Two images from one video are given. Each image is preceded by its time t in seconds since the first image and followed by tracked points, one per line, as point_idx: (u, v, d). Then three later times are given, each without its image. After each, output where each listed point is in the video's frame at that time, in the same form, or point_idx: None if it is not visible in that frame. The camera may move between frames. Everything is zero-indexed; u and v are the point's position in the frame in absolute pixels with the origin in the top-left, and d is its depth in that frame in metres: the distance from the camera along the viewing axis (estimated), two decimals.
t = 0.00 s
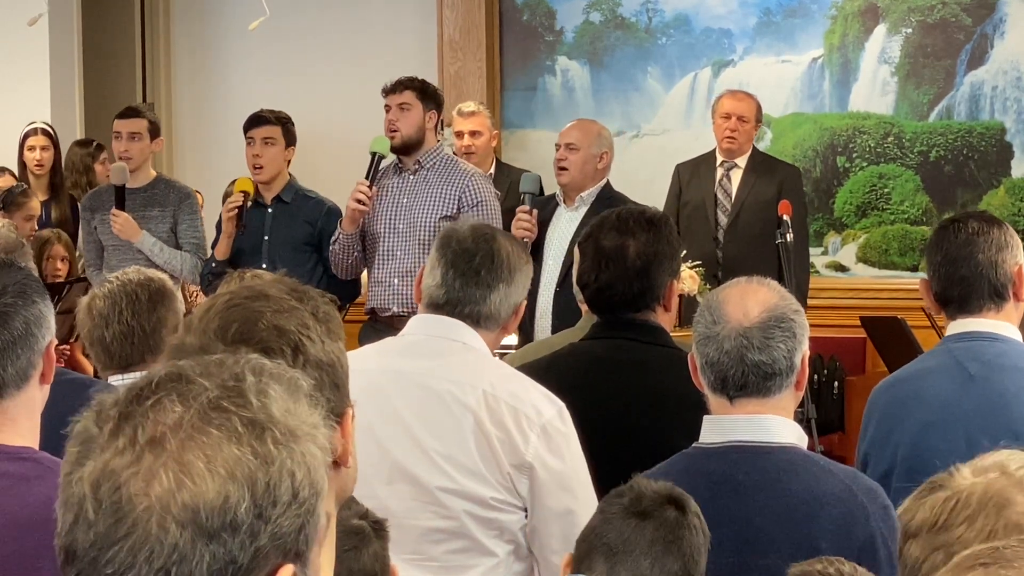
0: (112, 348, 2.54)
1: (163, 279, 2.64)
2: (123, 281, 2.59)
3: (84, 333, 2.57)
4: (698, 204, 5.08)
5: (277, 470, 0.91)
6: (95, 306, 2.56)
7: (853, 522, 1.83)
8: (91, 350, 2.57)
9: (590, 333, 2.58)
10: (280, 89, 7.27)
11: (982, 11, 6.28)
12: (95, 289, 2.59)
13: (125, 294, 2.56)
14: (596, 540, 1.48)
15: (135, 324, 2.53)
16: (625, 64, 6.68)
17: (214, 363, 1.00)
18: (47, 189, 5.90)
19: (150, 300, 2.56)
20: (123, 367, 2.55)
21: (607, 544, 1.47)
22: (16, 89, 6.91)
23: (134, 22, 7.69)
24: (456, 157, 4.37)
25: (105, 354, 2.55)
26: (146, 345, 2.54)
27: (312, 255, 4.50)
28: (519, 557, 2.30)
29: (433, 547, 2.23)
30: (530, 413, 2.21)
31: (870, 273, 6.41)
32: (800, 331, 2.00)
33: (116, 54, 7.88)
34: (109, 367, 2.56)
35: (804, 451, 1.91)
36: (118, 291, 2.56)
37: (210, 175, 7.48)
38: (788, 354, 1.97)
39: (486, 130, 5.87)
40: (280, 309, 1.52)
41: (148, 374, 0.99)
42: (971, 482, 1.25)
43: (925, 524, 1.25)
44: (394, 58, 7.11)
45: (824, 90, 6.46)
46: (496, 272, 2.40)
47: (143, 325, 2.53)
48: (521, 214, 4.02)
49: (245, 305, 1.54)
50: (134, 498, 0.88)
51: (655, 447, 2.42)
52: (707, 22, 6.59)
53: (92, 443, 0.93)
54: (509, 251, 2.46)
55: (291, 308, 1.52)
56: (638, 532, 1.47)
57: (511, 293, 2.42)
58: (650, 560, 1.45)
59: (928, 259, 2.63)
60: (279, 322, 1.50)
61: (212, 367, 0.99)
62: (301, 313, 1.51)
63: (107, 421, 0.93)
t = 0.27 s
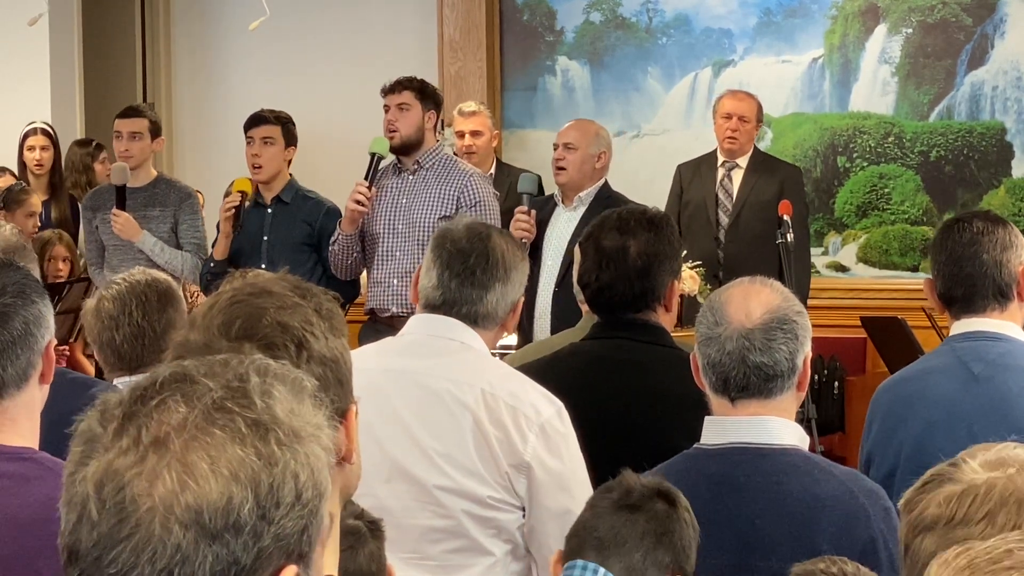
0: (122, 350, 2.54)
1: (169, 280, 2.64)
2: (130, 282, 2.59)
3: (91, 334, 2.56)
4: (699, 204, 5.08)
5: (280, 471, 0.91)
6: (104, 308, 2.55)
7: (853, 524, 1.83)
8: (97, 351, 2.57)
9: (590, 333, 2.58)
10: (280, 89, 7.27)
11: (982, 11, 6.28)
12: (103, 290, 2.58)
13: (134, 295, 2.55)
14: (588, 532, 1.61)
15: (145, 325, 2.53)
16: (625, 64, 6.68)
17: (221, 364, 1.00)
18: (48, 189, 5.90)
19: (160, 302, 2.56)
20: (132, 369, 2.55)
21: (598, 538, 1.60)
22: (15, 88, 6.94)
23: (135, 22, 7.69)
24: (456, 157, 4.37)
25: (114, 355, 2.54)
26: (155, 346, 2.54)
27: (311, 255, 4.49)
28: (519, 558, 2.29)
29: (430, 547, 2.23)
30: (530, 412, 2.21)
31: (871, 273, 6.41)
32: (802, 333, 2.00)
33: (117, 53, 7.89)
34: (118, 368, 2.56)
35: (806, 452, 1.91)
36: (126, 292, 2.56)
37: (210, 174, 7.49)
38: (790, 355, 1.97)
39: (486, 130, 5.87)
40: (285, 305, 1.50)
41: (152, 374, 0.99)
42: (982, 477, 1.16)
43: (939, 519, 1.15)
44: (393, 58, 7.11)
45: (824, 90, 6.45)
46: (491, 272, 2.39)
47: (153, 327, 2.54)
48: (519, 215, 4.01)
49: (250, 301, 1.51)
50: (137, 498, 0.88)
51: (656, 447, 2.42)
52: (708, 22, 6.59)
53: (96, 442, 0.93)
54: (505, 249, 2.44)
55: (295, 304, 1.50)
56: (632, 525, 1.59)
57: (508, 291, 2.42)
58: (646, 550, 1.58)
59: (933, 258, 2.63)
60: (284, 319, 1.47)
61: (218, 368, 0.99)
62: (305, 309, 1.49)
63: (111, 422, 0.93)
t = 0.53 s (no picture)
0: (130, 353, 2.54)
1: (174, 283, 2.65)
2: (137, 285, 2.58)
3: (98, 338, 2.55)
4: (699, 204, 5.08)
5: (279, 472, 0.91)
6: (110, 312, 2.54)
7: (854, 525, 1.83)
8: (104, 354, 2.56)
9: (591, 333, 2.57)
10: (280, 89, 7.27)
11: (982, 11, 6.28)
12: (108, 294, 2.57)
13: (142, 298, 2.55)
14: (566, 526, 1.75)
15: (154, 328, 2.54)
16: (625, 64, 6.68)
17: (217, 365, 0.99)
18: (48, 188, 5.90)
19: (168, 305, 2.56)
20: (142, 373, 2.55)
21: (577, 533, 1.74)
22: (15, 87, 6.96)
23: (135, 22, 7.69)
24: (456, 157, 4.37)
25: (122, 358, 2.54)
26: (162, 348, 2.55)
27: (310, 255, 4.49)
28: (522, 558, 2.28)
29: (435, 545, 2.22)
30: (534, 411, 2.21)
31: (871, 273, 6.41)
32: (804, 333, 2.01)
33: (118, 53, 7.89)
34: (126, 372, 2.56)
35: (806, 453, 1.91)
36: (134, 294, 2.56)
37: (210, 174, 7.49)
38: (791, 355, 1.98)
39: (487, 129, 5.87)
40: (295, 297, 1.43)
41: (148, 375, 0.98)
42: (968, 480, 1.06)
43: (927, 522, 1.04)
44: (393, 58, 7.11)
45: (825, 90, 6.45)
46: (492, 272, 2.39)
47: (162, 330, 2.54)
48: (517, 214, 4.02)
49: (260, 292, 1.44)
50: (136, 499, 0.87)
51: (655, 447, 2.42)
52: (708, 23, 6.59)
53: (93, 443, 0.93)
54: (505, 249, 2.44)
55: (305, 296, 1.44)
56: (608, 516, 1.74)
57: (510, 291, 2.42)
58: (623, 537, 1.73)
59: (935, 259, 2.63)
60: (295, 311, 1.41)
61: (214, 369, 0.98)
62: (315, 301, 1.44)
63: (109, 423, 0.93)
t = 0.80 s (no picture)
0: (136, 353, 2.54)
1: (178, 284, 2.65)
2: (142, 285, 2.58)
3: (102, 336, 2.54)
4: (699, 204, 5.08)
5: (277, 476, 0.92)
6: (117, 311, 2.54)
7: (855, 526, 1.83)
8: (108, 353, 2.55)
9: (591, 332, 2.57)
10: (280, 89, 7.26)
11: (983, 11, 6.28)
12: (115, 294, 2.57)
13: (147, 297, 2.55)
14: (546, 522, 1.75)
15: (160, 328, 2.54)
16: (625, 64, 6.68)
17: (196, 367, 0.99)
18: (48, 187, 5.89)
19: (173, 305, 2.56)
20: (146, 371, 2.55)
21: (558, 529, 1.74)
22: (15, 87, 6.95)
23: (135, 22, 7.69)
24: (457, 157, 4.38)
25: (127, 358, 2.54)
26: (169, 349, 2.55)
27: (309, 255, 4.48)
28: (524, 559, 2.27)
29: (442, 545, 2.21)
30: (542, 411, 2.23)
31: (871, 273, 6.41)
32: (806, 333, 2.02)
33: (118, 53, 7.89)
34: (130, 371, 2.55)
35: (807, 453, 1.92)
36: (139, 294, 2.55)
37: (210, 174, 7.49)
38: (793, 355, 1.98)
39: (489, 127, 5.87)
40: (307, 291, 1.40)
41: (132, 379, 0.97)
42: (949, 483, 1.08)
43: (908, 525, 1.06)
44: (393, 58, 7.11)
45: (825, 90, 6.45)
46: (494, 274, 2.39)
47: (167, 329, 2.54)
48: (519, 215, 4.00)
49: (271, 285, 1.41)
50: (134, 509, 0.87)
51: (656, 447, 2.42)
52: (708, 23, 6.58)
53: (82, 452, 0.91)
54: (506, 250, 2.44)
55: (316, 290, 1.41)
56: (587, 511, 1.74)
57: (512, 292, 2.42)
58: (604, 530, 1.73)
59: (936, 259, 2.63)
60: (307, 304, 1.37)
61: (196, 371, 0.97)
62: (325, 296, 1.40)
63: (101, 431, 0.91)
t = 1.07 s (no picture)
0: (137, 351, 2.53)
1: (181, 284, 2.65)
2: (146, 284, 2.59)
3: (104, 334, 2.54)
4: (698, 205, 5.08)
5: (267, 483, 0.92)
6: (119, 309, 2.54)
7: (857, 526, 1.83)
8: (109, 351, 2.55)
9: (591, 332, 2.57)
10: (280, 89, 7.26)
11: (983, 11, 6.28)
12: (117, 292, 2.57)
13: (150, 296, 2.55)
14: (559, 518, 1.76)
15: (162, 326, 2.54)
16: (625, 65, 6.68)
17: (175, 372, 0.98)
18: (48, 187, 5.89)
19: (176, 304, 2.56)
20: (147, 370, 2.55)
21: (569, 525, 1.75)
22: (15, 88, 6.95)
23: (135, 23, 7.70)
24: (459, 157, 4.38)
25: (128, 355, 2.53)
26: (170, 348, 2.55)
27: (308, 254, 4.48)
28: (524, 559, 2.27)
29: (439, 545, 2.21)
30: (539, 411, 2.22)
31: (871, 273, 6.40)
32: (809, 332, 2.02)
33: (118, 53, 7.89)
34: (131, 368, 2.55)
35: (809, 453, 1.92)
36: (142, 293, 2.55)
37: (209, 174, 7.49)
38: (795, 354, 1.98)
39: (489, 128, 5.87)
40: (315, 288, 1.38)
41: (113, 387, 0.97)
42: (920, 484, 1.13)
43: (880, 528, 1.11)
44: (393, 58, 7.11)
45: (825, 90, 6.45)
46: (491, 272, 2.38)
47: (169, 328, 2.54)
48: (522, 217, 4.00)
49: (280, 280, 1.39)
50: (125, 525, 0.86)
51: (655, 447, 2.42)
52: (708, 23, 6.58)
53: (68, 467, 0.91)
54: (504, 247, 2.43)
55: (325, 288, 1.39)
56: (598, 509, 1.73)
57: (510, 289, 2.41)
58: (615, 528, 1.73)
59: (937, 259, 2.63)
60: (315, 302, 1.36)
61: (177, 377, 0.97)
62: (334, 294, 1.39)
63: (88, 445, 0.91)
